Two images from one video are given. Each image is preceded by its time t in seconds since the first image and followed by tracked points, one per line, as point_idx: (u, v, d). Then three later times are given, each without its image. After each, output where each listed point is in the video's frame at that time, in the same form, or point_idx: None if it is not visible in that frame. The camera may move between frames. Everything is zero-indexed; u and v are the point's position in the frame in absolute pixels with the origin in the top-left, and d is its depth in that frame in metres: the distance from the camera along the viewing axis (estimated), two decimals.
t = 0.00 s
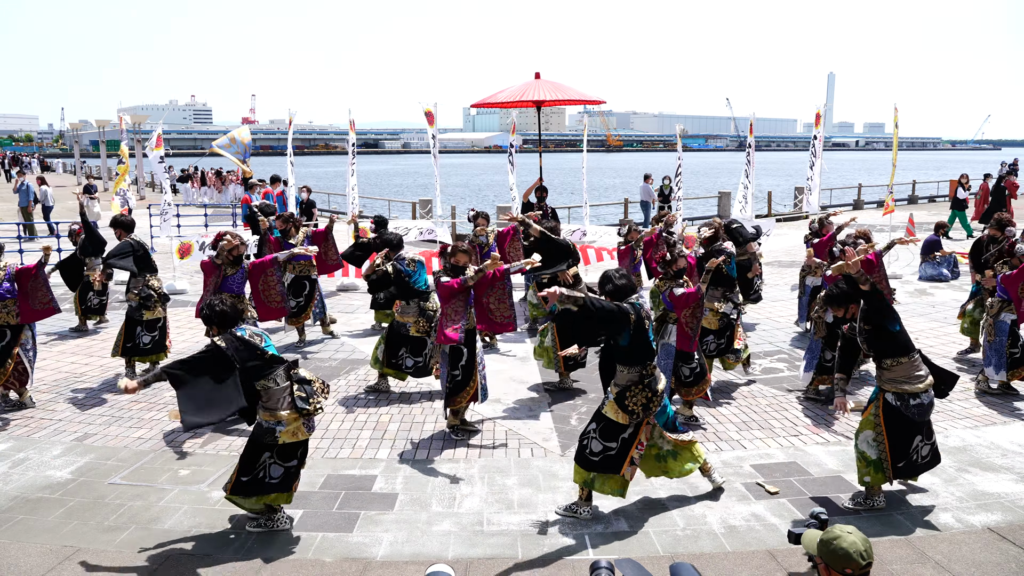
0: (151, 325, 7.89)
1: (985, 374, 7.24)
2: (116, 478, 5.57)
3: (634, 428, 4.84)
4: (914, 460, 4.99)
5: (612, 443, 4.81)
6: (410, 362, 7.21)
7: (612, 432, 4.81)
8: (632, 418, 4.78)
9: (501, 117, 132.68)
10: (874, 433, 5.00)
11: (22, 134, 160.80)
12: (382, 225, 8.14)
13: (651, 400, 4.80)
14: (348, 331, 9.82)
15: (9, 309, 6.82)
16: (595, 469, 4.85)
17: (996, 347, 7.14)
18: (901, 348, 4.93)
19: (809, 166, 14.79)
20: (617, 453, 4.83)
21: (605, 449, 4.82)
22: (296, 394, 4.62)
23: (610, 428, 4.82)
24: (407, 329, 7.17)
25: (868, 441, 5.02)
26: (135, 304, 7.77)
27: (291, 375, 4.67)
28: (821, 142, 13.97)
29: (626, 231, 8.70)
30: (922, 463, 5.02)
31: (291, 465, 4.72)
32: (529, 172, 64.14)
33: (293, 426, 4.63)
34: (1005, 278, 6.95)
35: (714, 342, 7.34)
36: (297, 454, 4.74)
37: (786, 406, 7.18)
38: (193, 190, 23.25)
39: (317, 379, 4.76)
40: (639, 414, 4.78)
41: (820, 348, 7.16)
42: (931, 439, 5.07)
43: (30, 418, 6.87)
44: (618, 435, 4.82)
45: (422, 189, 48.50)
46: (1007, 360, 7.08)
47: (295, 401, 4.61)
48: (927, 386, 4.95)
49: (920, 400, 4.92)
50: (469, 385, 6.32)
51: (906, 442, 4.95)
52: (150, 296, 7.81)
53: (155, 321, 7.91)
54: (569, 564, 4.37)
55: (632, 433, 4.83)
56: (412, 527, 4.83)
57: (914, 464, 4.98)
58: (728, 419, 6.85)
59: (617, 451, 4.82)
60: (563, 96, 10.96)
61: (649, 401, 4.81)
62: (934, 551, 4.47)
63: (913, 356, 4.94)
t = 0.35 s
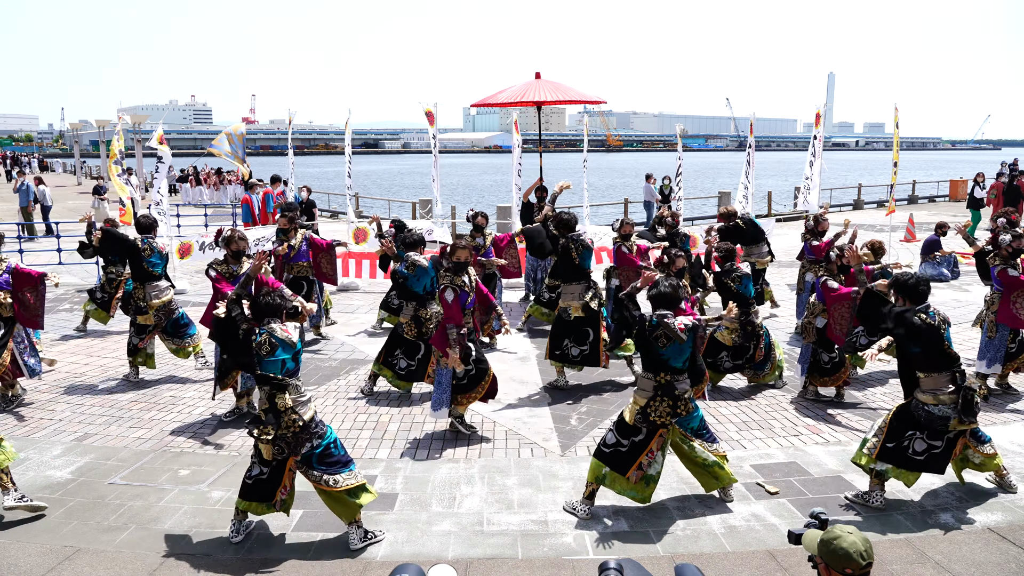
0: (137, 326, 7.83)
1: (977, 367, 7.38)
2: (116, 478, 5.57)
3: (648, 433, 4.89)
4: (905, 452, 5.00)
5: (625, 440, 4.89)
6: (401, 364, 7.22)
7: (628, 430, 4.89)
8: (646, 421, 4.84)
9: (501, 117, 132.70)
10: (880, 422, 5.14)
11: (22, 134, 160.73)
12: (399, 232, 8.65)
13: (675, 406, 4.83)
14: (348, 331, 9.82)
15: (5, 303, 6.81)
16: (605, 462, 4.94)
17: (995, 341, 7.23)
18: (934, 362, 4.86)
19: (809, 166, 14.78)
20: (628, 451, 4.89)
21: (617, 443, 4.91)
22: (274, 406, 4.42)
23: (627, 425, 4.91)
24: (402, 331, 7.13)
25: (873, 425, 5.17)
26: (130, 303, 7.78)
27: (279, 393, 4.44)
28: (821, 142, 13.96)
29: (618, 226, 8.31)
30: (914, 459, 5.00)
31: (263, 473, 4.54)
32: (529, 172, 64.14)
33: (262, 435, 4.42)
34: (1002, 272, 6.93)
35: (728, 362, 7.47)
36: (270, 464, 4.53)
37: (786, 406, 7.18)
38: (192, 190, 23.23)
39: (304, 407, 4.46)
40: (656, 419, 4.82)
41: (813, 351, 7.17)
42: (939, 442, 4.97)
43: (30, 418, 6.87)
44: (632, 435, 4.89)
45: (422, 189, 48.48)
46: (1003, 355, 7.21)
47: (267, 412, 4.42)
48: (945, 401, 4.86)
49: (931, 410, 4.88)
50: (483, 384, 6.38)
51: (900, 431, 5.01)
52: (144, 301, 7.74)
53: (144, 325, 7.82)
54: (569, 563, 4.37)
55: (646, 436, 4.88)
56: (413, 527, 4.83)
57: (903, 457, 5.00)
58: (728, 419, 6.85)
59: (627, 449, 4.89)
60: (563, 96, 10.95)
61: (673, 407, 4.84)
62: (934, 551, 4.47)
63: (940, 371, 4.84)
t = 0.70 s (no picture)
0: (162, 330, 7.83)
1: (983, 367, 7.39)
2: (116, 478, 5.57)
3: (637, 436, 4.89)
4: (909, 453, 5.04)
5: (614, 439, 4.90)
6: (400, 365, 7.20)
7: (619, 430, 4.88)
8: (632, 423, 4.84)
9: (501, 117, 132.72)
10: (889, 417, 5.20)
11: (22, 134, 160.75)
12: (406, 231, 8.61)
13: (652, 413, 4.83)
14: (348, 331, 9.83)
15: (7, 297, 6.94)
16: (597, 461, 4.96)
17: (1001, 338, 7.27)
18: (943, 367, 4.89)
19: (809, 166, 14.77)
20: (618, 450, 4.89)
21: (607, 442, 4.92)
22: (289, 424, 4.40)
23: (618, 425, 4.91)
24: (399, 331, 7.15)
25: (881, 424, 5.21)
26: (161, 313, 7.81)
27: (292, 415, 4.40)
28: (821, 142, 13.97)
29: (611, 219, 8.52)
30: (915, 460, 5.04)
31: (263, 476, 4.51)
32: (529, 172, 64.16)
33: (272, 449, 4.42)
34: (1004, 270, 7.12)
35: (735, 368, 7.44)
36: (274, 470, 4.51)
37: (786, 406, 7.18)
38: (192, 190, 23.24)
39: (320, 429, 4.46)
40: (645, 421, 4.83)
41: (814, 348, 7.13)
42: (939, 453, 4.99)
43: (30, 418, 6.87)
44: (622, 436, 4.89)
45: (422, 189, 48.47)
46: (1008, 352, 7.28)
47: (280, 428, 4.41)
48: (942, 405, 4.91)
49: (926, 408, 4.98)
50: (486, 376, 6.44)
51: (906, 433, 5.03)
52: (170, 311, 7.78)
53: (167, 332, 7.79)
54: (568, 563, 4.37)
55: (635, 439, 4.87)
56: (413, 527, 4.83)
57: (905, 457, 5.04)
58: (728, 419, 6.84)
59: (617, 448, 4.89)
60: (563, 97, 10.96)
61: (660, 413, 4.84)
62: (934, 551, 4.47)
63: (945, 376, 4.88)
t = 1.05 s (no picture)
0: (166, 331, 7.87)
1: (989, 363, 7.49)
2: (116, 478, 5.57)
3: (638, 436, 4.87)
4: (903, 454, 5.05)
5: (615, 439, 4.88)
6: (400, 365, 7.21)
7: (622, 430, 4.86)
8: (633, 423, 4.83)
9: (501, 117, 132.74)
10: (888, 417, 5.19)
11: (22, 134, 160.75)
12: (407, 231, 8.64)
13: (654, 412, 4.83)
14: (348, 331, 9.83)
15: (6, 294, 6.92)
16: (598, 463, 4.95)
17: (1005, 332, 7.39)
18: (943, 369, 4.88)
19: (810, 166, 14.78)
20: (619, 449, 4.88)
21: (608, 442, 4.91)
22: (293, 430, 4.41)
23: (618, 425, 4.89)
24: (398, 330, 7.15)
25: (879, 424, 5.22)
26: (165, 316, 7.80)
27: (297, 423, 4.41)
28: (821, 142, 13.97)
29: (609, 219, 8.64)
30: (909, 462, 5.04)
31: (265, 477, 4.51)
32: (529, 172, 64.14)
33: (277, 454, 4.43)
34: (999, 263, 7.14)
35: (737, 366, 7.45)
36: (276, 473, 4.50)
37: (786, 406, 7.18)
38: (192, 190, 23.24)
39: (324, 436, 4.45)
40: (646, 421, 4.82)
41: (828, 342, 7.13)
42: (936, 454, 4.98)
43: (31, 418, 6.88)
44: (623, 436, 4.87)
45: (422, 189, 48.48)
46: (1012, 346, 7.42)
47: (285, 434, 4.42)
48: (940, 405, 4.90)
49: (925, 408, 4.97)
50: (488, 366, 6.41)
51: (905, 432, 5.04)
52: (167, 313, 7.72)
53: (171, 332, 7.80)
54: (569, 564, 4.37)
55: (636, 438, 4.85)
56: (413, 527, 4.83)
57: (900, 458, 5.05)
58: (728, 419, 6.84)
59: (617, 448, 4.88)
60: (564, 97, 10.95)
61: (659, 412, 4.83)
62: (934, 551, 4.47)
63: (946, 377, 4.88)
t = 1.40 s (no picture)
0: (166, 332, 7.91)
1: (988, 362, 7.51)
2: (116, 478, 5.57)
3: (639, 437, 4.87)
4: (904, 455, 5.04)
5: (616, 439, 4.89)
6: (399, 365, 7.22)
7: (625, 430, 4.86)
8: (635, 423, 4.83)
9: (501, 117, 132.79)
10: (889, 417, 5.19)
11: (22, 134, 160.81)
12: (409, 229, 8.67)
13: (656, 413, 4.82)
14: (347, 331, 9.83)
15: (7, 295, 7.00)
16: (600, 464, 4.95)
17: (1004, 331, 7.42)
18: (944, 371, 4.90)
19: (810, 166, 14.78)
20: (620, 450, 4.88)
21: (609, 442, 4.91)
22: (294, 432, 4.41)
23: (620, 425, 4.89)
24: (398, 331, 7.19)
25: (879, 425, 5.23)
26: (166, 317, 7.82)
27: (298, 424, 4.41)
28: (821, 142, 13.97)
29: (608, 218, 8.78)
30: (909, 463, 5.03)
31: (266, 477, 4.51)
32: (529, 172, 64.13)
33: (278, 454, 4.44)
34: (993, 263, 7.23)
35: (739, 365, 7.46)
36: (277, 474, 4.50)
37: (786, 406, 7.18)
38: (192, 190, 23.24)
39: (325, 438, 4.46)
40: (648, 422, 4.82)
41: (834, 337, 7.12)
42: (936, 455, 4.97)
43: (30, 418, 6.87)
44: (624, 436, 4.87)
45: (422, 189, 48.47)
46: (1010, 344, 7.48)
47: (286, 435, 4.42)
48: (941, 406, 4.91)
49: (927, 409, 4.97)
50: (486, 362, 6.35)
51: (905, 433, 5.04)
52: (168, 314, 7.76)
53: (171, 333, 7.86)
54: (569, 564, 4.37)
55: (638, 438, 4.85)
56: (413, 527, 4.83)
57: (900, 459, 5.04)
58: (728, 420, 6.84)
59: (619, 449, 4.88)
60: (564, 96, 10.95)
61: (661, 414, 4.83)
62: (934, 551, 4.47)
63: (947, 379, 4.89)
